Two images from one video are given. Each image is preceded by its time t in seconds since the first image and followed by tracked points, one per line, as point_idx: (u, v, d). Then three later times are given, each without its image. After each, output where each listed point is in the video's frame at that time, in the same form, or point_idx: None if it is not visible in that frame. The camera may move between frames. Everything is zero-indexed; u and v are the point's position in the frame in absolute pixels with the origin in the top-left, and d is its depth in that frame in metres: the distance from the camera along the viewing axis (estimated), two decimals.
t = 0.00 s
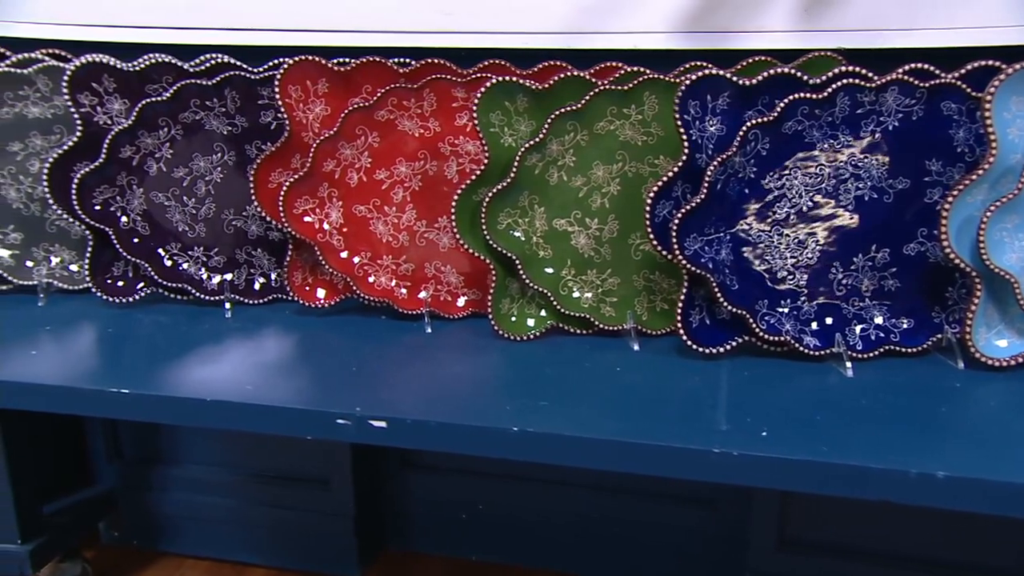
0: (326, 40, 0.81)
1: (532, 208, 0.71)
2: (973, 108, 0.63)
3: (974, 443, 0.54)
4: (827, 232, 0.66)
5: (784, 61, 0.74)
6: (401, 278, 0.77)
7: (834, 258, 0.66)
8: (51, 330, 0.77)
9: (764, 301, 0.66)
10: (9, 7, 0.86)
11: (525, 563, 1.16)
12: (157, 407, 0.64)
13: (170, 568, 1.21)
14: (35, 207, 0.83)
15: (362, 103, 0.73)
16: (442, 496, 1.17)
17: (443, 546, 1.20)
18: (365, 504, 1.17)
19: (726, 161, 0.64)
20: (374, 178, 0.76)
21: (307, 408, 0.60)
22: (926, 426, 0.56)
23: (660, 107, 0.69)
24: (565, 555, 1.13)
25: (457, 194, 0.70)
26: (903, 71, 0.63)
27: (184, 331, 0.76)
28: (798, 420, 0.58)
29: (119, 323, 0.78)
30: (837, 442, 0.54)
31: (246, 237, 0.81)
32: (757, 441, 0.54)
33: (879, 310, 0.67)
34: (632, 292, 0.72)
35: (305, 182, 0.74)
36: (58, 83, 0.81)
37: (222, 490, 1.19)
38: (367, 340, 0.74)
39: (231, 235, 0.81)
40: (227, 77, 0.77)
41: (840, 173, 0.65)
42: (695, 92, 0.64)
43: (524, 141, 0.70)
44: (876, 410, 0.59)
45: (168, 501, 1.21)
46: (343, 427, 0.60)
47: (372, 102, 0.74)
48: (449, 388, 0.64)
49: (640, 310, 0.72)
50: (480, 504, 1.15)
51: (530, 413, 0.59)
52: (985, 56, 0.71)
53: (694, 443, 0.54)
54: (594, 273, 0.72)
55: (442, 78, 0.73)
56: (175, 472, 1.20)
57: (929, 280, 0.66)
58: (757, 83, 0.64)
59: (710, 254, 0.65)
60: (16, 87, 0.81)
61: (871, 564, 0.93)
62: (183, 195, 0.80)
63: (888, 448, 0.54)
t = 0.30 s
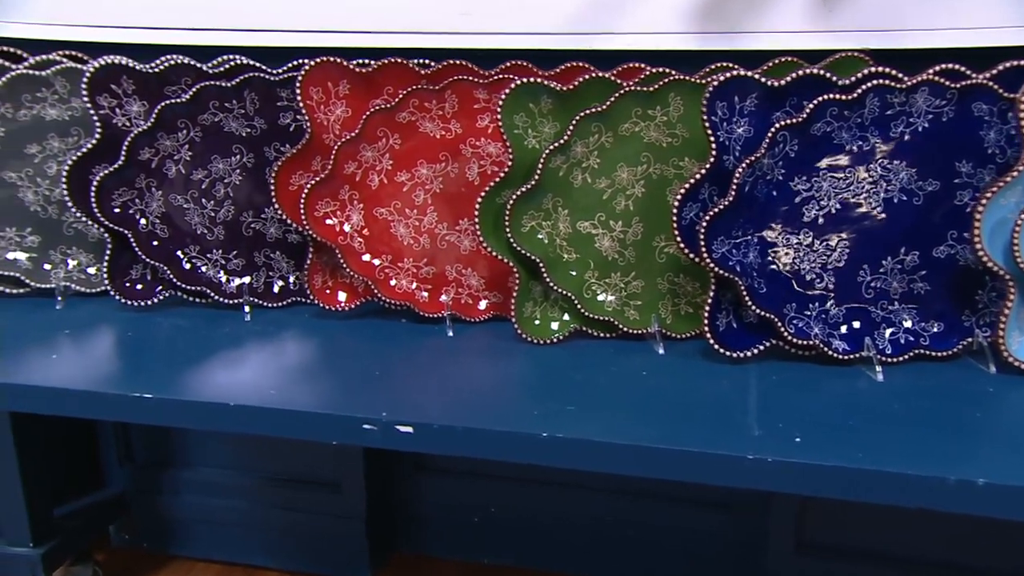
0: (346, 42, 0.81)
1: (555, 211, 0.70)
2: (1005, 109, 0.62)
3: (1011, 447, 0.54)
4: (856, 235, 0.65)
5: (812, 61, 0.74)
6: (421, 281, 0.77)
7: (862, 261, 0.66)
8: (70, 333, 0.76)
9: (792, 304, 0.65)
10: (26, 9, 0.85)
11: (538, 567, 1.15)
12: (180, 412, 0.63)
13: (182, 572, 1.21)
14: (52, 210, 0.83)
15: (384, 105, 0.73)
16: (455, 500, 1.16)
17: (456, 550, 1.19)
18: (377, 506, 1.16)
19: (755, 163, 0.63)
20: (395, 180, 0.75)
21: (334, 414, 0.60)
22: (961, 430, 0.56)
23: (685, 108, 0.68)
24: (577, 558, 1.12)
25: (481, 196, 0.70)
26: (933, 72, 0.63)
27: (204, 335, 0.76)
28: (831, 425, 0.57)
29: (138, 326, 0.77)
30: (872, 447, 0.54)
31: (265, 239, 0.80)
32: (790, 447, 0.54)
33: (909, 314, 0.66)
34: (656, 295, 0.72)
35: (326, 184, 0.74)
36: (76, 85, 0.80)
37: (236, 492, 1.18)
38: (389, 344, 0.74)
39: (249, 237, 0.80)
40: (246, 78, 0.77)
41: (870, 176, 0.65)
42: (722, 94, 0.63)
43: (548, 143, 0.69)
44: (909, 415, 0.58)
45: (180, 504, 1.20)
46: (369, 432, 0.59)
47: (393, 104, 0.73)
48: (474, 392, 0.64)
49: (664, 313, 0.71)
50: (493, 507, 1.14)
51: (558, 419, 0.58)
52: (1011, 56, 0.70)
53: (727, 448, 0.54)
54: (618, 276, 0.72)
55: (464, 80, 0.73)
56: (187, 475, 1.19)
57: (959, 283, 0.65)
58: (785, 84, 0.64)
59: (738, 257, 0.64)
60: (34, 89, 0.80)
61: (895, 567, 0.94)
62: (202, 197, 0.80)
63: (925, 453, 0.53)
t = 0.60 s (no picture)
0: (360, 43, 0.80)
1: (573, 215, 0.69)
2: None
3: None
4: (879, 239, 0.65)
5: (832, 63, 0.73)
6: (436, 285, 0.76)
7: (884, 266, 0.65)
8: (81, 339, 0.75)
9: (814, 309, 0.65)
10: (36, 10, 0.85)
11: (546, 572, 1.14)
12: (195, 419, 0.63)
13: None
14: (62, 214, 0.82)
15: (399, 108, 0.72)
16: (461, 505, 1.15)
17: (464, 555, 1.18)
18: (383, 512, 1.15)
19: (777, 167, 0.63)
20: (410, 184, 0.74)
21: (352, 421, 0.59)
22: (991, 438, 0.55)
23: (705, 111, 0.67)
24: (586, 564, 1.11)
25: (497, 201, 0.69)
26: (958, 74, 0.61)
27: (217, 340, 0.75)
28: (858, 432, 0.56)
29: (150, 332, 0.77)
30: (901, 456, 0.53)
31: (277, 243, 0.80)
32: (818, 455, 0.53)
33: (932, 318, 0.65)
34: (674, 300, 0.71)
35: (340, 188, 0.73)
36: (87, 88, 0.79)
37: (245, 497, 1.17)
38: (404, 349, 0.73)
39: (262, 241, 0.80)
40: (258, 81, 0.76)
41: (893, 179, 0.64)
42: (743, 96, 0.62)
43: (566, 146, 0.68)
44: (936, 422, 0.57)
45: (187, 509, 1.20)
46: (387, 440, 0.58)
47: (408, 107, 0.72)
48: (493, 399, 0.63)
49: (683, 318, 0.71)
50: (501, 512, 1.13)
51: (578, 427, 0.58)
52: None
53: (754, 457, 0.53)
54: (636, 280, 0.71)
55: (480, 83, 0.72)
56: (193, 480, 1.19)
57: (983, 288, 0.65)
58: (808, 86, 0.63)
59: (760, 261, 0.64)
60: (44, 92, 0.79)
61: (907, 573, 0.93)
62: (214, 201, 0.79)
63: (955, 463, 0.52)
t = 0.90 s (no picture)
0: (374, 46, 0.79)
1: (592, 220, 0.68)
2: None
3: None
4: (904, 243, 0.64)
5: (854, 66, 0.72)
6: (452, 291, 0.75)
7: (909, 271, 0.64)
8: (93, 346, 0.74)
9: (838, 315, 0.64)
10: (46, 13, 0.84)
11: None
12: (212, 428, 0.62)
13: None
14: (72, 219, 0.81)
15: (414, 112, 0.71)
16: (468, 509, 1.14)
17: (472, 559, 1.17)
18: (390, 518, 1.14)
19: (801, 171, 0.62)
20: (425, 188, 0.73)
21: (373, 430, 0.58)
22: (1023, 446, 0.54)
23: (726, 114, 0.67)
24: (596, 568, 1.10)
25: (516, 206, 0.68)
26: (984, 76, 0.61)
27: (231, 347, 0.74)
28: (887, 440, 0.55)
29: (163, 338, 0.76)
30: (933, 466, 0.52)
31: (290, 248, 0.79)
32: (848, 465, 0.52)
33: (957, 324, 0.64)
34: (694, 306, 0.70)
35: (355, 193, 0.72)
36: (98, 91, 0.78)
37: (253, 503, 1.17)
38: (420, 356, 0.72)
39: (274, 246, 0.79)
40: (272, 84, 0.75)
41: (917, 183, 0.63)
42: (767, 99, 0.61)
43: (586, 150, 0.67)
44: (967, 430, 0.56)
45: (194, 514, 1.19)
46: (408, 449, 0.57)
47: (424, 110, 0.71)
48: (513, 407, 0.62)
49: (703, 324, 0.70)
50: (510, 517, 1.12)
51: (603, 436, 0.57)
52: None
53: (784, 467, 0.52)
54: (655, 286, 0.70)
55: (497, 86, 0.71)
56: (200, 484, 1.17)
57: (1008, 294, 0.64)
58: (833, 89, 0.62)
59: (783, 267, 0.63)
60: (55, 95, 0.78)
61: None
62: (226, 206, 0.78)
63: (989, 473, 0.51)
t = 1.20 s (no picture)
0: (399, 49, 0.78)
1: (624, 225, 0.68)
2: None
3: None
4: (943, 249, 0.63)
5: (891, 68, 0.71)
6: (480, 297, 0.74)
7: (947, 277, 0.63)
8: (118, 354, 0.73)
9: (876, 322, 0.63)
10: (65, 17, 0.82)
11: None
12: (242, 438, 0.61)
13: None
14: (94, 224, 0.80)
15: (443, 117, 0.70)
16: (481, 514, 1.14)
17: (487, 565, 1.17)
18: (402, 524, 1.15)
19: (840, 177, 0.60)
20: (453, 194, 0.73)
21: (407, 440, 0.57)
22: None
23: (760, 118, 0.66)
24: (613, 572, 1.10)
25: (548, 212, 0.67)
26: None
27: (257, 355, 0.73)
28: (934, 452, 0.54)
29: (188, 345, 0.75)
30: (984, 479, 0.51)
31: (314, 254, 0.78)
32: (896, 478, 0.51)
33: (998, 331, 0.63)
34: (727, 313, 0.69)
35: (383, 198, 0.71)
36: (120, 95, 0.77)
37: (263, 508, 1.18)
38: (449, 364, 0.71)
39: (299, 252, 0.78)
40: (297, 88, 0.74)
41: (957, 188, 0.62)
42: (806, 103, 0.60)
43: (618, 155, 0.66)
44: (1014, 440, 0.55)
45: (205, 521, 1.20)
46: (444, 460, 0.56)
47: (453, 115, 0.71)
48: (547, 415, 0.61)
49: (736, 331, 0.69)
50: (524, 522, 1.12)
51: (642, 446, 0.56)
52: None
53: (830, 479, 0.51)
54: (688, 292, 0.69)
55: (526, 90, 0.71)
56: (211, 490, 1.18)
57: None
58: (871, 94, 0.61)
59: (821, 273, 0.62)
60: (77, 100, 0.78)
61: None
62: (250, 211, 0.77)
63: None
